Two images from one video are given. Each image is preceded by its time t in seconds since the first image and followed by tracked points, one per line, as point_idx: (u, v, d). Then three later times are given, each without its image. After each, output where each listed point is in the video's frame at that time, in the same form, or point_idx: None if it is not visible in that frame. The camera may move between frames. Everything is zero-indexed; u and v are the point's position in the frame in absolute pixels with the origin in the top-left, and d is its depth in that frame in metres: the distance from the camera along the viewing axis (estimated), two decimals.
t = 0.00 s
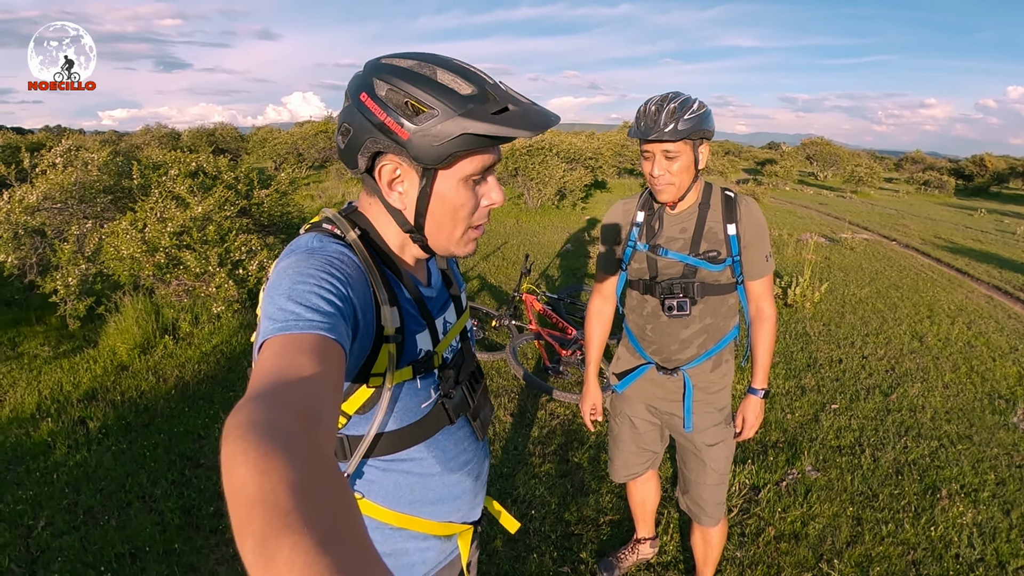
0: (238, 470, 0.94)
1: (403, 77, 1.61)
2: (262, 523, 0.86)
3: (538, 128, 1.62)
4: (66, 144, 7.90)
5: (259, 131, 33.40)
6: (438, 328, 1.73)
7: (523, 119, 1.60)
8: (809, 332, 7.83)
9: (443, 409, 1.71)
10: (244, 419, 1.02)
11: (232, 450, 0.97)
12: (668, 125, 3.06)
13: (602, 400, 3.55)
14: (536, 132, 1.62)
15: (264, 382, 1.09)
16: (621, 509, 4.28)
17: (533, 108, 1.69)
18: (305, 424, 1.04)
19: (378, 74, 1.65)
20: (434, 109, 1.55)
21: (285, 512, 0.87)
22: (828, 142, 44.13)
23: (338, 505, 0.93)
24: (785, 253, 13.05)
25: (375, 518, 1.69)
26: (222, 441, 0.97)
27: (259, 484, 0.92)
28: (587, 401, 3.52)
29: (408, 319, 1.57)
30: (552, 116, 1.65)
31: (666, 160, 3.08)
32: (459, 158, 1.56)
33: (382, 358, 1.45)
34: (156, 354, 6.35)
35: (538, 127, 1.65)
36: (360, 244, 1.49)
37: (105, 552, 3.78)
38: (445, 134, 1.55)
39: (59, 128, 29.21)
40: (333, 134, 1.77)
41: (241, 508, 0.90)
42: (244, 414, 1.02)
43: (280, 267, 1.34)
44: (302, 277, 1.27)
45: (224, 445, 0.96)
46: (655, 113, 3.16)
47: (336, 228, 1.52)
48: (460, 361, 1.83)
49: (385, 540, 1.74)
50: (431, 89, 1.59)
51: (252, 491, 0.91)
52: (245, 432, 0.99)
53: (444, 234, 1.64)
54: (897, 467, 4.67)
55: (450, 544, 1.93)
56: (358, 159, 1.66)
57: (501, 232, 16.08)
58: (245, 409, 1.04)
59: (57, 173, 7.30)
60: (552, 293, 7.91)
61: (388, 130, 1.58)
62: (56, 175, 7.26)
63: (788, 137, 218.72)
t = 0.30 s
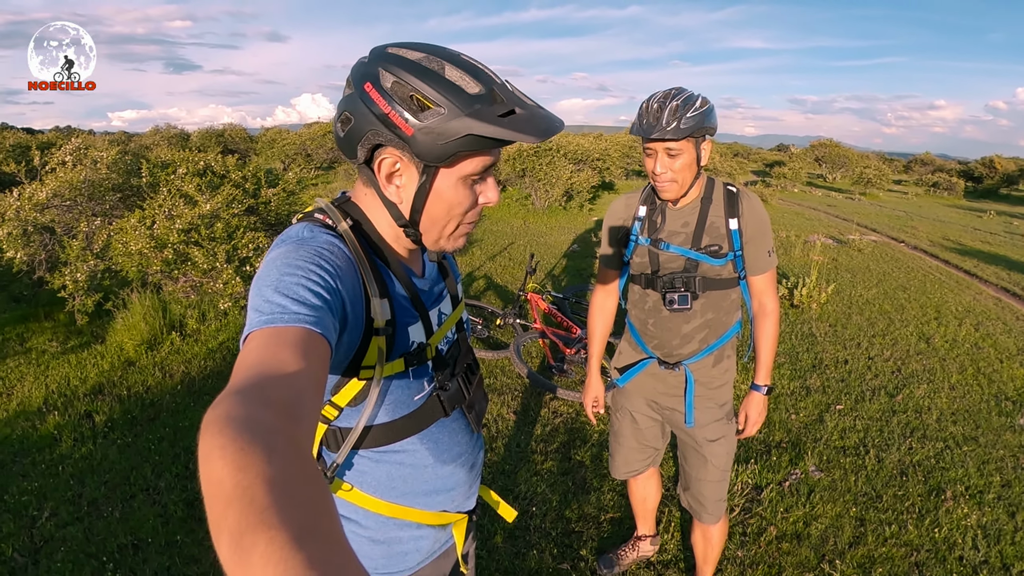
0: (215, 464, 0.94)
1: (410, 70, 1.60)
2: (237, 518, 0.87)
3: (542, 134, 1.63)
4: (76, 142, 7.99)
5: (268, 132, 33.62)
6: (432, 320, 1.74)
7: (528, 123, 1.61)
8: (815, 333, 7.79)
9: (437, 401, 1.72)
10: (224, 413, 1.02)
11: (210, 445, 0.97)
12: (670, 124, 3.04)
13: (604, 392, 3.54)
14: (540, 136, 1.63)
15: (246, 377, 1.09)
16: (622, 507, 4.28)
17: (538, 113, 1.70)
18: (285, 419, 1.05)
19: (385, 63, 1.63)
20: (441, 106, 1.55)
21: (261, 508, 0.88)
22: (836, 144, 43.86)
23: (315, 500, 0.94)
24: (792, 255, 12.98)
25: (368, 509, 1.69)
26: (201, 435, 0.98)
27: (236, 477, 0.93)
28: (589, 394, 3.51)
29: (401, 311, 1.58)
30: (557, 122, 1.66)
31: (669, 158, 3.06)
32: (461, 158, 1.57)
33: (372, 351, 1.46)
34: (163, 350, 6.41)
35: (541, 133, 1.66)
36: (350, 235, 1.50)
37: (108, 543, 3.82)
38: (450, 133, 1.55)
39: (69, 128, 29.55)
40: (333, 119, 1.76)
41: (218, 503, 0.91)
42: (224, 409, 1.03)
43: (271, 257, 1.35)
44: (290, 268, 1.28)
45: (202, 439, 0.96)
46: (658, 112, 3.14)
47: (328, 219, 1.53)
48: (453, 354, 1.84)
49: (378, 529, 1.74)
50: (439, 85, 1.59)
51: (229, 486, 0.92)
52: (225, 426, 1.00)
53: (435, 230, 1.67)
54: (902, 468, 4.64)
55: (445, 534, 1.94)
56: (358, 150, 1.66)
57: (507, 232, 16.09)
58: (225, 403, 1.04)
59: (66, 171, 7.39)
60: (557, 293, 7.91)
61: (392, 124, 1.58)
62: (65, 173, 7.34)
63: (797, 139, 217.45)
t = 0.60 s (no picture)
0: (220, 476, 0.96)
1: (412, 64, 1.63)
2: (247, 529, 0.89)
3: (533, 112, 1.84)
4: (82, 143, 8.06)
5: (273, 135, 33.77)
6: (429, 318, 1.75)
7: (521, 103, 1.80)
8: (818, 336, 7.77)
9: (440, 401, 1.73)
10: (225, 425, 1.03)
11: (214, 457, 0.99)
12: (676, 128, 3.03)
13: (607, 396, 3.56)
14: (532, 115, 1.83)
15: (246, 387, 1.10)
16: (622, 509, 4.28)
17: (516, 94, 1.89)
18: (288, 427, 1.07)
19: (380, 61, 1.63)
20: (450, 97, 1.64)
21: (270, 518, 0.90)
22: (841, 147, 43.75)
23: (323, 508, 0.96)
24: (795, 258, 12.95)
25: (376, 516, 1.71)
26: (204, 448, 0.99)
27: (242, 489, 0.94)
28: (592, 398, 3.52)
29: (396, 311, 1.59)
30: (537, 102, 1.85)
31: (672, 160, 3.06)
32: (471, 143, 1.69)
33: (370, 352, 1.47)
34: (166, 351, 6.45)
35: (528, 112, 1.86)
36: (339, 238, 1.50)
37: (111, 541, 3.84)
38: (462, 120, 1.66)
39: (76, 130, 29.77)
40: (322, 124, 1.69)
41: (226, 515, 0.92)
42: (225, 421, 1.04)
43: (260, 267, 1.36)
44: (279, 276, 1.29)
45: (205, 451, 0.97)
46: (662, 114, 3.14)
47: (316, 223, 1.53)
48: (453, 353, 1.84)
49: (386, 535, 1.76)
50: (441, 77, 1.66)
51: (236, 497, 0.93)
52: (227, 439, 1.01)
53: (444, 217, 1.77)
54: (903, 471, 4.62)
55: (450, 537, 1.95)
56: (367, 151, 1.62)
57: (510, 235, 16.11)
58: (227, 415, 1.05)
59: (72, 173, 7.45)
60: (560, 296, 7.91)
61: (407, 120, 1.60)
62: (71, 174, 7.40)
63: (802, 142, 217.00)
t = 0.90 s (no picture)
0: (183, 495, 0.94)
1: (391, 60, 1.62)
2: (207, 550, 0.87)
3: (521, 105, 1.79)
4: (82, 146, 8.06)
5: (274, 138, 33.85)
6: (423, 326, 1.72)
7: (507, 95, 1.76)
8: (821, 340, 7.75)
9: (437, 414, 1.70)
10: (193, 441, 1.01)
11: (178, 474, 0.97)
12: (685, 127, 3.02)
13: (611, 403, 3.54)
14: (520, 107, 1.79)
15: (217, 402, 1.08)
16: (625, 516, 4.26)
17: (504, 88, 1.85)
18: (257, 444, 1.04)
19: (359, 59, 1.63)
20: (431, 90, 1.62)
21: (232, 540, 0.88)
22: (842, 150, 43.75)
23: (288, 530, 0.94)
24: (797, 261, 12.94)
25: (373, 530, 1.68)
26: (169, 465, 0.97)
27: (205, 509, 0.92)
28: (596, 406, 3.51)
29: (383, 321, 1.56)
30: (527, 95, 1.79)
31: (680, 160, 3.06)
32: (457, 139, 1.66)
33: (356, 363, 1.44)
34: (166, 355, 6.44)
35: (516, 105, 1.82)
36: (322, 246, 1.47)
37: (109, 547, 3.82)
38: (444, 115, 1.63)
39: (77, 133, 29.83)
40: (305, 126, 1.69)
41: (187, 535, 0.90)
42: (193, 437, 1.02)
43: (240, 281, 1.33)
44: (255, 289, 1.26)
45: (169, 470, 0.95)
46: (672, 114, 3.13)
47: (299, 233, 1.51)
48: (451, 363, 1.81)
49: (386, 551, 1.72)
50: (422, 71, 1.64)
51: (199, 517, 0.91)
52: (194, 455, 0.99)
53: (437, 218, 1.73)
54: (907, 476, 4.59)
55: (454, 553, 1.92)
56: (349, 149, 1.60)
57: (511, 239, 16.10)
58: (194, 430, 1.03)
59: (72, 176, 7.45)
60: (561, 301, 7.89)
61: (388, 116, 1.58)
62: (71, 178, 7.40)
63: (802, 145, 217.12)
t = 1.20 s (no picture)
0: (198, 485, 0.94)
1: (397, 51, 1.63)
2: (220, 540, 0.87)
3: (530, 93, 1.76)
4: (80, 149, 8.04)
5: (270, 143, 33.83)
6: (439, 325, 1.71)
7: (516, 84, 1.74)
8: (819, 342, 7.77)
9: (452, 413, 1.69)
10: (208, 433, 1.01)
11: (193, 466, 0.97)
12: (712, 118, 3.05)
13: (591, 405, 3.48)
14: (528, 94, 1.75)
15: (232, 397, 1.09)
16: (628, 517, 4.25)
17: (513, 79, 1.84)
18: (271, 438, 1.04)
19: (367, 52, 1.65)
20: (436, 80, 1.61)
21: (244, 530, 0.88)
22: (837, 154, 43.98)
23: (301, 523, 0.93)
24: (794, 265, 12.98)
25: (384, 528, 1.67)
26: (184, 456, 0.97)
27: (219, 499, 0.92)
28: (577, 408, 3.43)
29: (399, 318, 1.56)
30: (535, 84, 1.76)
31: (702, 151, 3.07)
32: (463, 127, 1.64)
33: (371, 359, 1.44)
34: (164, 358, 6.40)
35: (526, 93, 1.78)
36: (339, 242, 1.48)
37: (109, 552, 3.79)
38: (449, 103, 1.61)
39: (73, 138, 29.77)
40: (317, 119, 1.72)
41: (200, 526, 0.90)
42: (208, 429, 1.02)
43: (257, 275, 1.35)
44: (271, 283, 1.27)
45: (185, 460, 0.96)
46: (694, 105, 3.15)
47: (316, 229, 1.52)
48: (468, 362, 1.79)
49: (396, 549, 1.71)
50: (427, 61, 1.65)
51: (211, 508, 0.91)
52: (209, 447, 0.99)
53: (446, 209, 1.72)
54: (907, 476, 4.60)
55: (465, 555, 1.90)
56: (356, 138, 1.62)
57: (509, 244, 16.11)
58: (210, 423, 1.04)
59: (70, 178, 7.42)
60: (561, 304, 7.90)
61: (394, 106, 1.59)
62: (68, 180, 7.38)
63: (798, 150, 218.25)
